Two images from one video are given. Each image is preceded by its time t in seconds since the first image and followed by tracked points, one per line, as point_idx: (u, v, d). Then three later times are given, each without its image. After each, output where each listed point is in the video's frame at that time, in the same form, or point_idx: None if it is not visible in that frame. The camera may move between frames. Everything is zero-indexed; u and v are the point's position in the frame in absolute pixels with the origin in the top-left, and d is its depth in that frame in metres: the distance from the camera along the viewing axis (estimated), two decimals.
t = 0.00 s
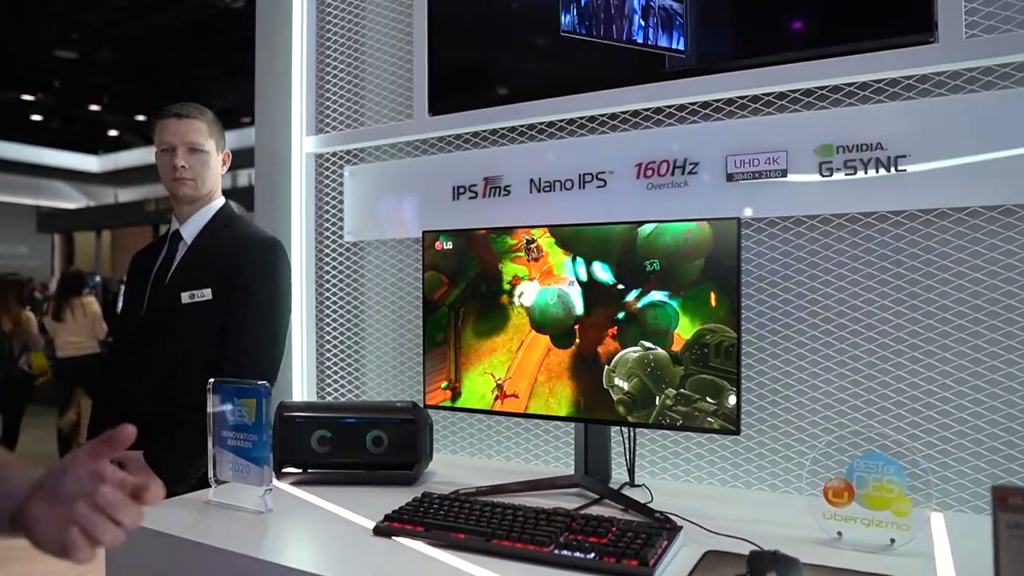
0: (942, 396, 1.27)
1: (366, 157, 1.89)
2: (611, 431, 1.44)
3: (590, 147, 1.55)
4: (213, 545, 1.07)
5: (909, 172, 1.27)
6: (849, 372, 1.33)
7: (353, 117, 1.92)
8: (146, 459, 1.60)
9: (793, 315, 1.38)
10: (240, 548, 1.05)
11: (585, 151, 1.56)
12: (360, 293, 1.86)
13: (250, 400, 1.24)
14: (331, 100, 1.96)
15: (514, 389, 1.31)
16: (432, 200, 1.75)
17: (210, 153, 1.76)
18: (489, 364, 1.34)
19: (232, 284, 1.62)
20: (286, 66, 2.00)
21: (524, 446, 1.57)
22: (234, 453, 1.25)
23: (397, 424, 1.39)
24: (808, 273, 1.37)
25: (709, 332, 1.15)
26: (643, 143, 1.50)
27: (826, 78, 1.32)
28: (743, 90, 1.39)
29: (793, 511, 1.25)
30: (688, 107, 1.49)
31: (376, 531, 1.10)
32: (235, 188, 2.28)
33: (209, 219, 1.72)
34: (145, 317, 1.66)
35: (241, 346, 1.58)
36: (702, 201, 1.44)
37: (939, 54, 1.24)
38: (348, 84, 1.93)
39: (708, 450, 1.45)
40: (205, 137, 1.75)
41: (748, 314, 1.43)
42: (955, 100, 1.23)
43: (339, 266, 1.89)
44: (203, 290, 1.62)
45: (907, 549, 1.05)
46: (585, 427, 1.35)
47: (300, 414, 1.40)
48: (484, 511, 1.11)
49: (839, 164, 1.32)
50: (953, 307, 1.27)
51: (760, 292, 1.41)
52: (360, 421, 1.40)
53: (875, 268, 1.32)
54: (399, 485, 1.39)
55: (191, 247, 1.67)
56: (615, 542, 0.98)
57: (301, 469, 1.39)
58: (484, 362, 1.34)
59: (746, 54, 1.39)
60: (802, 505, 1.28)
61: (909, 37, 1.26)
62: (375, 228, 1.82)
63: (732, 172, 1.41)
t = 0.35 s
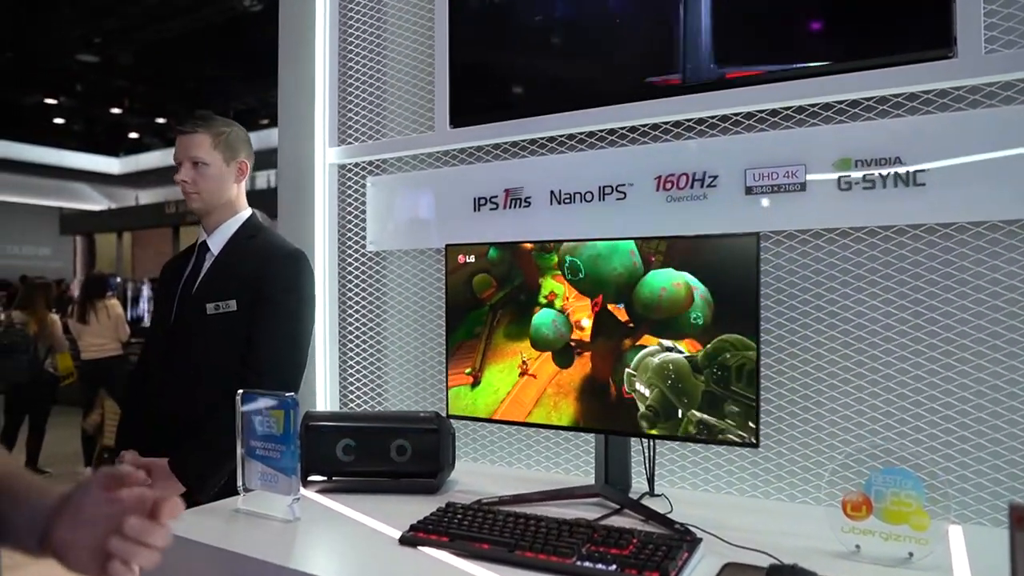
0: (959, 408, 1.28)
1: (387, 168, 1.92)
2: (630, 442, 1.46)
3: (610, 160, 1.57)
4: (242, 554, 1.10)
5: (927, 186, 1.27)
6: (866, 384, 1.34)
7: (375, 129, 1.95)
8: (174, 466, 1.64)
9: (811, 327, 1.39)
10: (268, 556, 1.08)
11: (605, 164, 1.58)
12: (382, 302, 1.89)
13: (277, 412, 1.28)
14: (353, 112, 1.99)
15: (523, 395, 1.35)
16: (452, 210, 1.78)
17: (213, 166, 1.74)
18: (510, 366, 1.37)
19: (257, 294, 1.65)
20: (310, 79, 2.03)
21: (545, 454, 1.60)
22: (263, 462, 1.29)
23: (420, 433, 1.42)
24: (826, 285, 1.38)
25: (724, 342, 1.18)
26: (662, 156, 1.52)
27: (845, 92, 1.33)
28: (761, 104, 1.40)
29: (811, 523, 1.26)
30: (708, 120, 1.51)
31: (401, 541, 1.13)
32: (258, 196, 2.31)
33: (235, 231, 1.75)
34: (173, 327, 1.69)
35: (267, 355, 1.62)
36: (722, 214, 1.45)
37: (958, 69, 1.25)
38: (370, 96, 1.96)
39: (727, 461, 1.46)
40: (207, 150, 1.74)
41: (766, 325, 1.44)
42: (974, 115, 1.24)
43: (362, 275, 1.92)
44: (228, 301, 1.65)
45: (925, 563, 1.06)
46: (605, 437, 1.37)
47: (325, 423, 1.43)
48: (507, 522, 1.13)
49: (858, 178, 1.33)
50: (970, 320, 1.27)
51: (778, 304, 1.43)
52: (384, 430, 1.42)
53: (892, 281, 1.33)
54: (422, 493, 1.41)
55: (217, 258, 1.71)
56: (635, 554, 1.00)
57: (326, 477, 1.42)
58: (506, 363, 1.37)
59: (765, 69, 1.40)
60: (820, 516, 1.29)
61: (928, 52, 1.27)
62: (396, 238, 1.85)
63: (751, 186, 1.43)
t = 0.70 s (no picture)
0: (991, 427, 1.28)
1: (417, 181, 1.95)
2: (660, 457, 1.47)
3: (639, 175, 1.59)
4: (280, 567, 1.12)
5: (958, 204, 1.27)
6: (897, 401, 1.35)
7: (405, 142, 1.98)
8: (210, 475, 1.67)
9: (841, 343, 1.40)
10: (307, 569, 1.11)
11: (635, 179, 1.59)
12: (413, 314, 1.92)
13: (314, 426, 1.31)
14: (383, 126, 2.02)
15: (523, 415, 1.44)
16: (481, 224, 1.80)
17: (247, 179, 1.78)
18: (510, 386, 1.46)
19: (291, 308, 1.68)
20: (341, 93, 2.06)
21: (573, 467, 1.61)
22: (299, 476, 1.32)
23: (451, 447, 1.44)
24: (856, 301, 1.39)
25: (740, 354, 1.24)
26: (691, 172, 1.53)
27: (875, 110, 1.34)
28: (791, 121, 1.41)
29: (842, 540, 1.26)
30: (737, 136, 1.52)
31: (434, 555, 1.15)
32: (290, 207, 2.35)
33: (269, 243, 1.78)
34: (209, 339, 1.73)
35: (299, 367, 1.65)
36: (751, 230, 1.46)
37: (990, 86, 1.24)
38: (400, 110, 1.99)
39: (756, 475, 1.47)
40: (241, 163, 1.78)
41: (796, 340, 1.45)
42: (1007, 133, 1.24)
43: (393, 287, 1.96)
44: (262, 314, 1.68)
45: None
46: (634, 453, 1.38)
47: (358, 437, 1.45)
48: (538, 538, 1.15)
49: (887, 196, 1.33)
50: (1003, 338, 1.27)
51: (808, 319, 1.44)
52: (416, 443, 1.45)
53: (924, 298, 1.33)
54: (453, 506, 1.43)
55: (250, 271, 1.74)
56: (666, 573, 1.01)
57: (359, 489, 1.45)
58: (506, 382, 1.46)
59: (794, 85, 1.41)
60: (851, 533, 1.30)
61: (960, 70, 1.27)
62: (424, 251, 1.87)
63: (780, 202, 1.43)
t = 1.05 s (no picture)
0: None
1: (454, 193, 1.99)
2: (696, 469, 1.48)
3: (675, 189, 1.60)
4: None
5: (998, 219, 1.26)
6: (935, 415, 1.35)
7: (442, 155, 2.01)
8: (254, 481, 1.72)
9: (878, 355, 1.40)
10: None
11: (671, 192, 1.60)
12: (451, 323, 1.96)
13: (357, 437, 1.35)
14: (421, 138, 2.06)
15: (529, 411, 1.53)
16: (517, 236, 1.82)
17: (291, 192, 1.82)
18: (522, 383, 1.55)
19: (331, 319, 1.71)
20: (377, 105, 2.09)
21: (609, 476, 1.63)
22: (343, 485, 1.35)
23: (490, 457, 1.47)
24: (893, 315, 1.39)
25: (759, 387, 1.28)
26: (727, 185, 1.54)
27: (913, 124, 1.33)
28: (828, 135, 1.42)
29: (879, 555, 1.27)
30: (773, 150, 1.53)
31: (476, 566, 1.18)
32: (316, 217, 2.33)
33: (310, 255, 1.82)
34: (254, 349, 1.78)
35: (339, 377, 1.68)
36: (787, 244, 1.46)
37: None
38: (437, 123, 2.02)
39: (792, 487, 1.48)
40: (285, 176, 1.81)
41: (832, 353, 1.46)
42: None
43: (431, 296, 2.00)
44: (304, 325, 1.72)
45: None
46: (671, 465, 1.40)
47: (398, 446, 1.49)
48: (576, 550, 1.18)
49: (926, 210, 1.33)
50: None
51: (845, 332, 1.44)
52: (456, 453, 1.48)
53: (962, 313, 1.33)
54: (492, 515, 1.46)
55: (292, 283, 1.78)
56: None
57: (400, 497, 1.49)
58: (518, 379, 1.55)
59: (830, 101, 1.42)
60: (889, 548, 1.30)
61: (1001, 84, 1.27)
62: (461, 262, 1.90)
63: (817, 216, 1.43)
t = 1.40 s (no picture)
0: None
1: (493, 202, 2.02)
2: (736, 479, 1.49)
3: (715, 198, 1.60)
4: None
5: None
6: (979, 427, 1.34)
7: (480, 163, 2.04)
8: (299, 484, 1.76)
9: (921, 366, 1.40)
10: None
11: (710, 202, 1.61)
12: (492, 330, 1.99)
13: (402, 445, 1.39)
14: (459, 147, 2.08)
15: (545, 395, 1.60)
16: (556, 244, 1.84)
17: (335, 201, 1.85)
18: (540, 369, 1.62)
19: (374, 326, 1.75)
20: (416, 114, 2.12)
21: (648, 484, 1.64)
22: (388, 491, 1.39)
23: (531, 464, 1.49)
24: (937, 325, 1.38)
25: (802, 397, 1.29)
26: (767, 195, 1.54)
27: (958, 133, 1.32)
28: (870, 145, 1.41)
29: (923, 567, 1.26)
30: (813, 159, 1.54)
31: (519, 572, 1.21)
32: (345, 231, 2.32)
33: (354, 263, 1.86)
34: (299, 356, 1.82)
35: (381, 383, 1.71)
36: (828, 254, 1.46)
37: None
38: (477, 132, 2.05)
39: (833, 497, 1.47)
40: (330, 187, 1.85)
41: (874, 363, 1.45)
42: None
43: (471, 303, 2.03)
44: (348, 333, 1.76)
45: None
46: (711, 474, 1.41)
47: (442, 453, 1.53)
48: (617, 558, 1.20)
49: (971, 220, 1.32)
50: None
51: (887, 342, 1.44)
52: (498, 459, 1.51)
53: (1009, 324, 1.32)
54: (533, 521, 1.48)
55: (337, 290, 1.82)
56: None
57: (442, 502, 1.52)
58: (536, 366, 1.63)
59: (873, 110, 1.42)
60: (932, 561, 1.29)
61: None
62: (501, 270, 1.93)
63: (858, 226, 1.43)
